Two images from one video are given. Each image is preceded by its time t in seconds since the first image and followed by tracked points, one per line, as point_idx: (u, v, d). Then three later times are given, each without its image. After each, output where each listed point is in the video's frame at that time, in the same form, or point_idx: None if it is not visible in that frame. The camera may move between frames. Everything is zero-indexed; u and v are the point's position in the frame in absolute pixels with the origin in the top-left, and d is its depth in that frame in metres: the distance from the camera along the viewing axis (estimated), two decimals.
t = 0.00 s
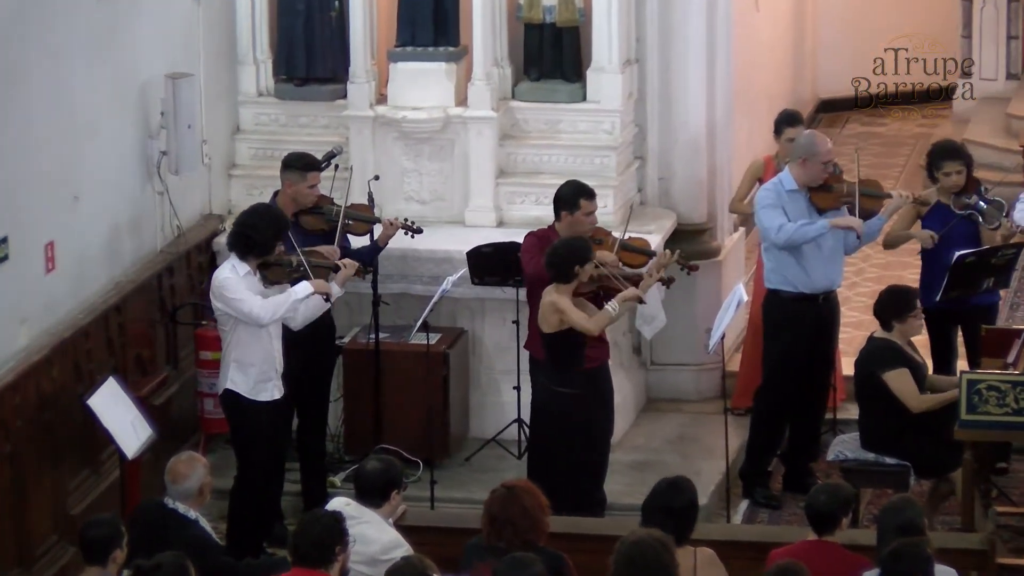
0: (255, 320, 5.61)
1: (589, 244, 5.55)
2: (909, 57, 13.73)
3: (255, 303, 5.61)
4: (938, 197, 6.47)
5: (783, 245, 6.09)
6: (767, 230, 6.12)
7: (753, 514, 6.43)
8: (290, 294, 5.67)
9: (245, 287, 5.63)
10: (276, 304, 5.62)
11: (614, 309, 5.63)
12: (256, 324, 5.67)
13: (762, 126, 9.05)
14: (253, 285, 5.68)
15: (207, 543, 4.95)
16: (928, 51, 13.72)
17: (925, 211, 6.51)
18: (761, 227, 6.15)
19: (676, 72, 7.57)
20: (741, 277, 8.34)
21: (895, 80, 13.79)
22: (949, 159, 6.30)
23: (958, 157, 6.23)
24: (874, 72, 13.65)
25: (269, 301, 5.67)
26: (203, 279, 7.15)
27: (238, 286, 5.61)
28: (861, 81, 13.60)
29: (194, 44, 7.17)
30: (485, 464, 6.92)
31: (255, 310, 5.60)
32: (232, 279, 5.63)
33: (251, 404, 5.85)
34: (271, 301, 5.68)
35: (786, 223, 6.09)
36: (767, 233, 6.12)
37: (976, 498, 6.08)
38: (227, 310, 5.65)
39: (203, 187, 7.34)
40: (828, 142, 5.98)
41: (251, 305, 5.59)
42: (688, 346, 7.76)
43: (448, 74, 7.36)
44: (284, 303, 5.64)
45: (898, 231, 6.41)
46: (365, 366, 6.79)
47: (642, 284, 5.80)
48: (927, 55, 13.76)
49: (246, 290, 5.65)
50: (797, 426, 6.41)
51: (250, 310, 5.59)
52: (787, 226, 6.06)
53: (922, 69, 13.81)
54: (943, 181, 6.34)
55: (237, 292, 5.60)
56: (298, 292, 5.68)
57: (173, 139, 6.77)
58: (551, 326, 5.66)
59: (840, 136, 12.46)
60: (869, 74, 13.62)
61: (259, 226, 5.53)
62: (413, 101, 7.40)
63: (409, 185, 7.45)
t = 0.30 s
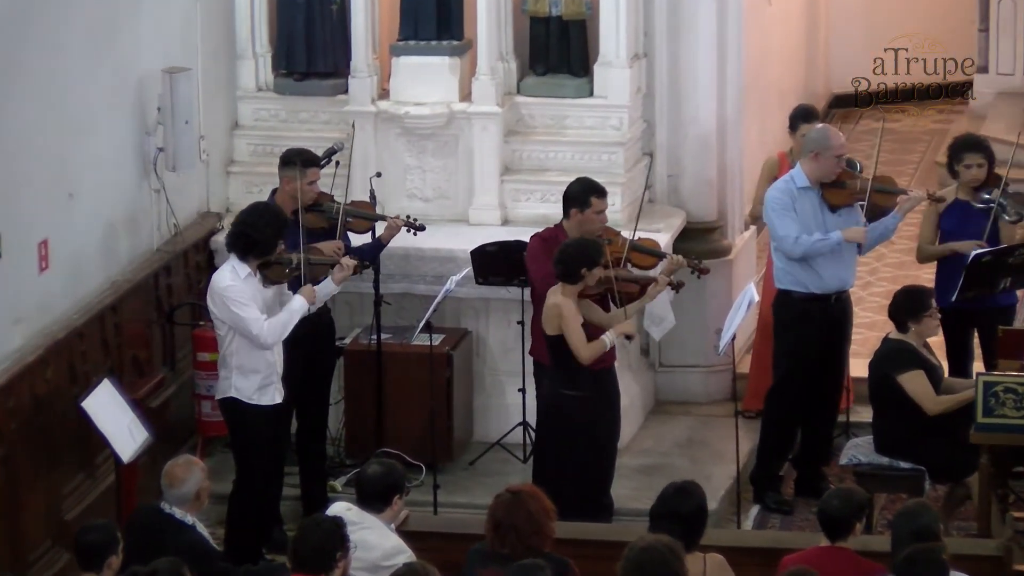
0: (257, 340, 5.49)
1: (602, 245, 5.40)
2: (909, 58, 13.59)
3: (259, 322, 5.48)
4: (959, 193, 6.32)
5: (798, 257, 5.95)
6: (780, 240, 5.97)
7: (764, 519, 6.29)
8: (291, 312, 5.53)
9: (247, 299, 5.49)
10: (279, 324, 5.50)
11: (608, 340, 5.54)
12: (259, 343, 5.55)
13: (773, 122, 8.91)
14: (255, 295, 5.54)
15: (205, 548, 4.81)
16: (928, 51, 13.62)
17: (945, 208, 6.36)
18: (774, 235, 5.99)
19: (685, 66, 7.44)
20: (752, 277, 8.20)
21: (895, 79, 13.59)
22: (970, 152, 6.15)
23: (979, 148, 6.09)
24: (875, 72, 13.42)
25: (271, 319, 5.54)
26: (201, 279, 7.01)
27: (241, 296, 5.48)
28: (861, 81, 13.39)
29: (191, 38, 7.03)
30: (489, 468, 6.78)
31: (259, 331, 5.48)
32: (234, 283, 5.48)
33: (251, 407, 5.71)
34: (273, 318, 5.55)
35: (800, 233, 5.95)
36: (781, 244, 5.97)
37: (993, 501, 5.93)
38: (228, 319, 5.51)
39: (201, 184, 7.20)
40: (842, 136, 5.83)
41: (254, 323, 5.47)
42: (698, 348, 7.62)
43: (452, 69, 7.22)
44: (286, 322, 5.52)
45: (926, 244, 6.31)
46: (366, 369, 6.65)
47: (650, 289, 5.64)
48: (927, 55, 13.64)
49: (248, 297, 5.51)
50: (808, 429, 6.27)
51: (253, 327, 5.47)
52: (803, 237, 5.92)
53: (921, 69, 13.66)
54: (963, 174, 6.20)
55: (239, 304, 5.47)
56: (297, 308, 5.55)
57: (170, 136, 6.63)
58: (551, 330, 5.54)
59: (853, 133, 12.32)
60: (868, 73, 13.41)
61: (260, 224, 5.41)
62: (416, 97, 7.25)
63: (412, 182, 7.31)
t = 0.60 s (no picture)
0: (237, 346, 5.31)
1: (605, 245, 5.24)
2: (909, 57, 13.44)
3: (241, 327, 5.31)
4: (974, 189, 6.16)
5: (797, 259, 5.80)
6: (782, 241, 5.82)
7: (772, 526, 6.13)
8: (277, 325, 5.35)
9: (234, 303, 5.33)
10: (262, 332, 5.31)
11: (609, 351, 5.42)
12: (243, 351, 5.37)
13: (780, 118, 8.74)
14: (245, 299, 5.37)
15: (197, 555, 4.62)
16: (928, 51, 13.45)
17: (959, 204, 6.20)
18: (777, 235, 5.84)
19: (690, 60, 7.27)
20: (759, 277, 8.03)
21: (896, 79, 13.42)
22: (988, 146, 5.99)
23: (998, 142, 5.93)
24: (874, 72, 13.33)
25: (256, 327, 5.36)
26: (193, 279, 6.85)
27: (227, 299, 5.31)
28: (860, 81, 13.28)
29: (183, 31, 6.86)
30: (489, 473, 6.62)
31: (240, 336, 5.30)
32: (224, 284, 5.32)
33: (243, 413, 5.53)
34: (259, 327, 5.37)
35: (802, 235, 5.79)
36: (782, 245, 5.82)
37: (1006, 506, 5.76)
38: (212, 321, 5.35)
39: (192, 181, 7.04)
40: (851, 132, 5.68)
41: (236, 327, 5.30)
42: (703, 350, 7.46)
43: (451, 62, 7.06)
44: (270, 332, 5.33)
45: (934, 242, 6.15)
46: (363, 371, 6.49)
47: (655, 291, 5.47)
48: (927, 55, 13.48)
49: (236, 301, 5.35)
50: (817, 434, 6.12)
51: (234, 331, 5.30)
52: (803, 240, 5.76)
53: (922, 69, 13.51)
54: (981, 169, 6.03)
55: (224, 306, 5.31)
56: (286, 326, 5.37)
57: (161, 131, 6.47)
58: (551, 331, 5.39)
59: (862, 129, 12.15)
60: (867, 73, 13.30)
61: (254, 226, 5.24)
62: (414, 92, 7.09)
63: (409, 179, 7.15)
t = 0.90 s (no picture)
0: (233, 342, 5.16)
1: (599, 239, 5.10)
2: (909, 58, 13.27)
3: (237, 322, 5.16)
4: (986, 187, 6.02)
5: (807, 257, 5.66)
6: (790, 239, 5.68)
7: (778, 533, 5.99)
8: (274, 319, 5.21)
9: (228, 299, 5.18)
10: (258, 326, 5.17)
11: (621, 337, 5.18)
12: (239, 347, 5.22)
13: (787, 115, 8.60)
14: (239, 296, 5.23)
15: (190, 562, 4.43)
16: (928, 51, 13.32)
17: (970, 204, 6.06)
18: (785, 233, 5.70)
19: (694, 55, 7.13)
20: (765, 277, 7.89)
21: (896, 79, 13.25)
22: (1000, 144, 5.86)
23: (1011, 140, 5.80)
24: (874, 73, 13.15)
25: (252, 322, 5.21)
26: (185, 279, 6.71)
27: (220, 295, 5.16)
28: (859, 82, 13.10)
29: (175, 25, 6.73)
30: (488, 478, 6.47)
31: (236, 332, 5.15)
32: (217, 282, 5.17)
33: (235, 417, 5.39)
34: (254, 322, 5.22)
35: (812, 233, 5.65)
36: (792, 243, 5.68)
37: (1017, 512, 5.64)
38: (206, 320, 5.19)
39: (184, 179, 6.89)
40: (859, 128, 5.54)
41: (232, 322, 5.14)
42: (708, 352, 7.32)
43: (448, 56, 6.92)
44: (266, 328, 5.19)
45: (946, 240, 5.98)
46: (359, 374, 6.35)
47: (658, 283, 5.36)
48: (927, 55, 13.35)
49: (230, 297, 5.20)
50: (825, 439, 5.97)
51: (229, 327, 5.15)
52: (813, 237, 5.62)
53: (921, 68, 13.39)
54: (993, 168, 5.90)
55: (218, 303, 5.15)
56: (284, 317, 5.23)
57: (151, 127, 6.33)
58: (557, 331, 5.20)
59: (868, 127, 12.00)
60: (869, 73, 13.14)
61: (247, 225, 5.09)
62: (412, 87, 6.95)
63: (406, 177, 7.01)
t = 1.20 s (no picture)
0: (240, 336, 5.04)
1: (601, 239, 4.96)
2: (909, 58, 13.11)
3: (241, 316, 5.03)
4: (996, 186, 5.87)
5: (821, 247, 5.49)
6: (803, 231, 5.51)
7: (785, 539, 5.85)
8: (276, 305, 5.10)
9: (229, 295, 5.05)
10: (263, 317, 5.05)
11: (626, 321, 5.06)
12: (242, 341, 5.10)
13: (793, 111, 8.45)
14: (236, 294, 5.10)
15: (182, 569, 4.29)
16: (927, 52, 13.27)
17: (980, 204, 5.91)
18: (796, 227, 5.54)
19: (696, 49, 6.99)
20: (771, 276, 7.75)
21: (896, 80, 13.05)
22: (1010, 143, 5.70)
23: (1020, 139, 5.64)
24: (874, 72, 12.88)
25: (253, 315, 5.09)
26: (177, 279, 6.56)
27: (220, 293, 5.03)
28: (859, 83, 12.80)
29: (166, 19, 6.58)
30: (488, 483, 6.33)
31: (241, 326, 5.03)
32: (214, 281, 5.03)
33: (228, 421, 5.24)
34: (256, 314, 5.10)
35: (824, 222, 5.50)
36: (805, 234, 5.51)
37: None
38: (208, 319, 5.05)
39: (175, 177, 6.75)
40: (867, 124, 5.39)
41: (236, 317, 5.01)
42: (712, 354, 7.18)
43: (446, 50, 6.78)
44: (270, 317, 5.07)
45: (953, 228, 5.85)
46: (355, 376, 6.21)
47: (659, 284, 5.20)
48: (926, 55, 13.30)
49: (229, 294, 5.07)
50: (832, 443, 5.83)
51: (234, 322, 5.01)
52: (827, 226, 5.46)
53: (920, 69, 13.34)
54: (1003, 168, 5.74)
55: (220, 300, 5.02)
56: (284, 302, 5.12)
57: (142, 123, 6.19)
58: (558, 332, 5.06)
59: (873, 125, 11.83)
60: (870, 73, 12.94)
61: (241, 223, 4.96)
62: (409, 82, 6.81)
63: (403, 174, 6.88)
